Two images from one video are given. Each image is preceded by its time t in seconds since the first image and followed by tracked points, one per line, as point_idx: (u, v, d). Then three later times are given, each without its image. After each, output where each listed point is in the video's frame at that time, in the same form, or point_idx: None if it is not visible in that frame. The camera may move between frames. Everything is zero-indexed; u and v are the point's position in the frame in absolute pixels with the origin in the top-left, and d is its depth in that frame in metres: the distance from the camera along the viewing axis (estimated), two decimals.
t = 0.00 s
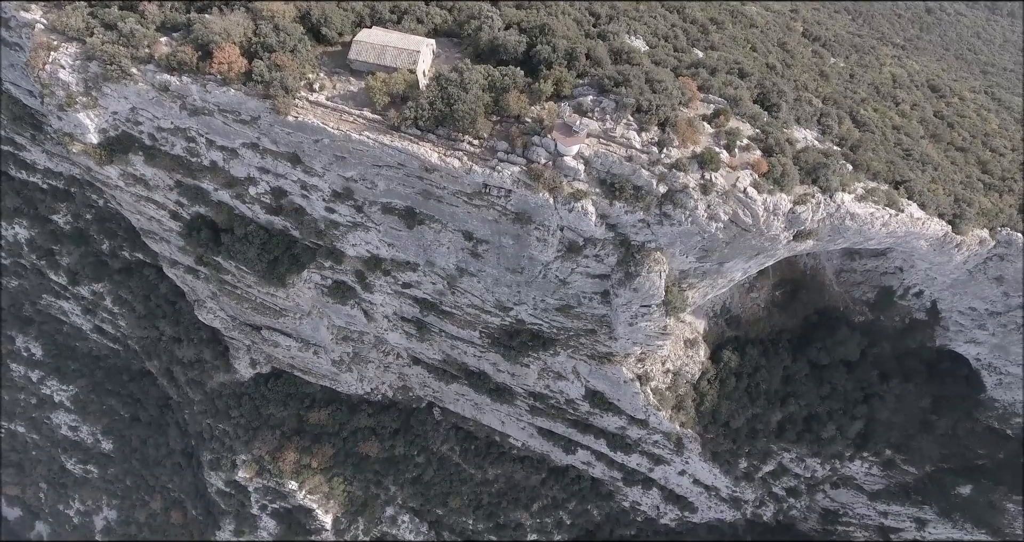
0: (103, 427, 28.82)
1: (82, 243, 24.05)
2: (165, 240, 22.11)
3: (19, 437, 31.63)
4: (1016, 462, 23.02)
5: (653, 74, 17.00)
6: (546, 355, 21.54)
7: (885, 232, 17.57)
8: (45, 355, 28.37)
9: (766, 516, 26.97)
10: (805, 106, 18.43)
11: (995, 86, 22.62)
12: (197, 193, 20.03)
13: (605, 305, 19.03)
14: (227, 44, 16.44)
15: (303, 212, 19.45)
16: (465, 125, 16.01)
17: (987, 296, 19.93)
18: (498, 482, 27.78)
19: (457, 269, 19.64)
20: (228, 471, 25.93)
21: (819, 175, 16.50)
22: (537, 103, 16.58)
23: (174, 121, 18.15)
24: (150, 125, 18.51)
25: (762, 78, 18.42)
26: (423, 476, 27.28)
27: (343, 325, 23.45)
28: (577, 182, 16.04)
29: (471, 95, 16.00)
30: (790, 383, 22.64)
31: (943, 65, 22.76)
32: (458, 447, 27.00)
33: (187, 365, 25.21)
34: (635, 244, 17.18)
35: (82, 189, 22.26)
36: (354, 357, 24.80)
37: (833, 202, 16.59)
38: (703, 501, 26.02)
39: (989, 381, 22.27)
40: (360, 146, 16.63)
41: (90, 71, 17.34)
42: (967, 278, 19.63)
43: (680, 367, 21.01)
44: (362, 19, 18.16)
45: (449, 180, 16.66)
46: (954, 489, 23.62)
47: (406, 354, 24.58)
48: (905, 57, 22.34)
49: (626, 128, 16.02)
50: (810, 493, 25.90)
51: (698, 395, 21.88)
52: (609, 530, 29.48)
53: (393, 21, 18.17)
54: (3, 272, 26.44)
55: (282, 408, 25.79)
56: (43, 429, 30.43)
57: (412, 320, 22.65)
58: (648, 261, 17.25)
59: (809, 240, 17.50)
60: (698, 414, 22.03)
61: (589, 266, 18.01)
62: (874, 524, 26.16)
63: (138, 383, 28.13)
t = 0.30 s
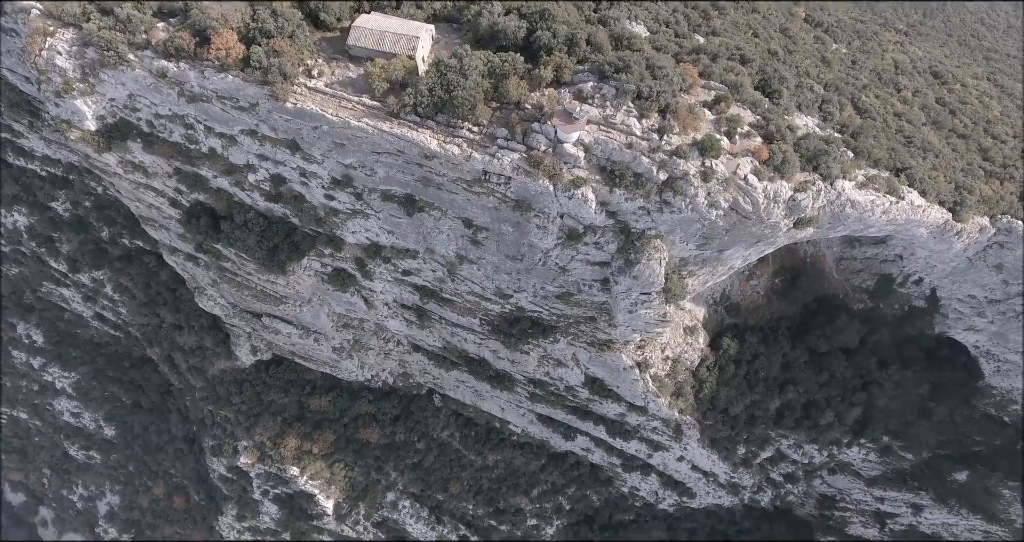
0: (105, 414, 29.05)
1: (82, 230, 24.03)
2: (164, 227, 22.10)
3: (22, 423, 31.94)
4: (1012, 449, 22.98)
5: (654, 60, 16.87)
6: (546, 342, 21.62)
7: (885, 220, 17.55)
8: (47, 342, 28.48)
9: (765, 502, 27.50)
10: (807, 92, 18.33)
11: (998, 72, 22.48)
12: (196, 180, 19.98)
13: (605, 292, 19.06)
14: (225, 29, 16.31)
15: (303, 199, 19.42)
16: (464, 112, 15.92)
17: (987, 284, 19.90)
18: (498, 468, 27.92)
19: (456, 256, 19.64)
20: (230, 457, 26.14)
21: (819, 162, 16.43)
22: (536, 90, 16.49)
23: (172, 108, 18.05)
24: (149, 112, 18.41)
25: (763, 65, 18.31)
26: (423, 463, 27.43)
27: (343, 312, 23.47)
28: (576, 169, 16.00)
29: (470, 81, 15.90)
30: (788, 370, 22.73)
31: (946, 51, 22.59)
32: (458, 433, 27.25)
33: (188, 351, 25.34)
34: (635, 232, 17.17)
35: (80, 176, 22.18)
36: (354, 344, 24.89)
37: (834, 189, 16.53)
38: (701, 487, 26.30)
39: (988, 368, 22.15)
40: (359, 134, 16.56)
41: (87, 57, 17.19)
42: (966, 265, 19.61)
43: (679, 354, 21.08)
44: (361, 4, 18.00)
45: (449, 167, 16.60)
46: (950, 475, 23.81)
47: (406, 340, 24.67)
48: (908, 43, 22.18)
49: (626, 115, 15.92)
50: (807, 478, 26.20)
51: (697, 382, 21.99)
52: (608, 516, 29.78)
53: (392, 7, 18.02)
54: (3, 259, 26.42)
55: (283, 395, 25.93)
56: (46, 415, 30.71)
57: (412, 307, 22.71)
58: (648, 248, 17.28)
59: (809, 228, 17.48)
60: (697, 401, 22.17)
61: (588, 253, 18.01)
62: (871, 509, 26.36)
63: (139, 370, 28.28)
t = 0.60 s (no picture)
0: (107, 398, 29.24)
1: (81, 216, 24.00)
2: (164, 213, 22.06)
3: (25, 408, 32.22)
4: (1009, 434, 23.25)
5: (655, 44, 16.72)
6: (546, 328, 21.70)
7: (886, 206, 17.52)
8: (48, 328, 28.62)
9: (762, 486, 27.70)
10: (809, 76, 18.21)
11: (1002, 57, 22.32)
12: (195, 165, 19.88)
13: (605, 277, 19.07)
14: (223, 13, 16.22)
15: (303, 184, 19.35)
16: (464, 96, 15.80)
17: (987, 270, 19.85)
18: (498, 452, 28.27)
19: (456, 242, 19.63)
20: (232, 441, 26.31)
21: (821, 147, 16.37)
22: (537, 74, 16.38)
23: (170, 92, 17.91)
24: (147, 96, 18.27)
25: (766, 49, 18.18)
26: (425, 446, 27.75)
27: (344, 297, 23.50)
28: (577, 154, 15.92)
29: (470, 65, 15.77)
30: (787, 356, 22.82)
31: (949, 35, 22.42)
32: (458, 418, 27.53)
33: (189, 337, 25.43)
34: (635, 217, 17.16)
35: (79, 162, 22.05)
36: (355, 330, 24.97)
37: (835, 175, 16.46)
38: (700, 471, 26.58)
39: (986, 353, 22.19)
40: (359, 118, 16.45)
41: (84, 40, 17.03)
42: (967, 251, 19.57)
43: (679, 339, 21.16)
44: None
45: (449, 152, 16.51)
46: (946, 459, 24.09)
47: (407, 326, 24.76)
48: (911, 28, 22.00)
49: (627, 100, 15.81)
50: (805, 462, 26.43)
51: (697, 367, 22.08)
52: (607, 499, 30.10)
53: None
54: (3, 244, 26.43)
55: (284, 380, 26.05)
56: (48, 400, 30.94)
57: (412, 293, 22.75)
58: (649, 234, 17.28)
59: (809, 214, 17.44)
60: (696, 386, 22.31)
61: (588, 239, 18.00)
62: (867, 493, 26.60)
63: (140, 355, 28.42)
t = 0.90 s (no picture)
0: (109, 386, 29.47)
1: (81, 204, 23.98)
2: (163, 200, 22.02)
3: (27, 395, 32.44)
4: (1006, 420, 23.51)
5: (656, 29, 16.58)
6: (546, 315, 21.76)
7: (887, 193, 17.48)
8: (49, 315, 28.71)
9: (760, 472, 27.96)
10: (811, 62, 18.08)
11: (1006, 42, 22.14)
12: (194, 152, 19.77)
13: (605, 265, 19.07)
14: None
15: (302, 171, 19.27)
16: (464, 83, 15.68)
17: (987, 257, 19.83)
18: (498, 438, 28.54)
19: (456, 229, 19.61)
20: (234, 428, 26.47)
21: (822, 133, 16.30)
22: (536, 60, 16.26)
23: (168, 79, 17.73)
24: (144, 83, 18.11)
25: (768, 34, 18.04)
26: (425, 433, 27.99)
27: (344, 285, 23.56)
28: (577, 141, 15.84)
29: (470, 51, 15.64)
30: (787, 343, 22.88)
31: (953, 21, 22.22)
32: (459, 404, 27.80)
33: (190, 324, 25.52)
34: (636, 205, 17.14)
35: (77, 149, 21.91)
36: (355, 317, 25.02)
37: (836, 162, 16.41)
38: (698, 457, 26.86)
39: (984, 340, 22.28)
40: (357, 105, 16.33)
41: (80, 26, 16.86)
42: (967, 239, 19.55)
43: (678, 327, 21.21)
44: None
45: (449, 139, 16.43)
46: (944, 445, 24.25)
47: (407, 313, 24.83)
48: (915, 13, 21.80)
49: (628, 86, 15.72)
50: (803, 448, 26.64)
51: (696, 354, 22.17)
52: (607, 485, 30.39)
53: None
54: (3, 232, 26.37)
55: (285, 367, 26.14)
56: (50, 387, 31.16)
57: (411, 280, 22.79)
58: (649, 221, 17.27)
59: (810, 201, 17.40)
60: (695, 373, 22.45)
61: (588, 226, 17.98)
62: (864, 478, 26.78)
63: (141, 342, 28.54)
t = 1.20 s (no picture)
0: (111, 370, 29.72)
1: (80, 189, 23.94)
2: (163, 185, 21.94)
3: (30, 380, 32.65)
4: (1003, 405, 23.40)
5: (658, 13, 16.42)
6: (546, 300, 21.82)
7: (888, 178, 17.40)
8: (50, 301, 28.78)
9: (759, 455, 28.16)
10: (814, 46, 17.93)
11: (1011, 25, 21.94)
12: (193, 137, 19.64)
13: (605, 251, 19.07)
14: None
15: (301, 156, 19.14)
16: (464, 67, 15.54)
17: (988, 243, 19.75)
18: (498, 423, 28.78)
19: (457, 215, 19.58)
20: (236, 412, 26.64)
21: (824, 118, 16.19)
22: (537, 44, 16.12)
23: (165, 63, 17.50)
24: (141, 67, 17.88)
25: (770, 17, 17.88)
26: (426, 417, 28.29)
27: (345, 270, 23.59)
28: (577, 126, 15.72)
29: (469, 35, 15.49)
30: (786, 328, 22.95)
31: (958, 4, 22.01)
32: (459, 389, 27.98)
33: (191, 309, 25.59)
34: (636, 190, 17.09)
35: (75, 134, 21.78)
36: (356, 303, 25.08)
37: (838, 147, 16.32)
38: (697, 441, 27.12)
39: (983, 325, 22.27)
40: (357, 89, 16.17)
41: (76, 10, 16.60)
42: (967, 224, 19.48)
43: (678, 312, 21.27)
44: None
45: (449, 124, 16.31)
46: (941, 430, 24.30)
47: (407, 299, 24.89)
48: None
49: (629, 70, 15.59)
50: (801, 433, 26.90)
51: (695, 339, 22.26)
52: (606, 469, 30.73)
53: None
54: (2, 218, 26.31)
55: (286, 352, 26.22)
56: (52, 372, 31.39)
57: (411, 265, 22.81)
58: (649, 206, 17.22)
59: (811, 186, 17.33)
60: (695, 358, 22.58)
61: (588, 211, 17.94)
62: (861, 462, 27.04)
63: (143, 328, 28.68)
